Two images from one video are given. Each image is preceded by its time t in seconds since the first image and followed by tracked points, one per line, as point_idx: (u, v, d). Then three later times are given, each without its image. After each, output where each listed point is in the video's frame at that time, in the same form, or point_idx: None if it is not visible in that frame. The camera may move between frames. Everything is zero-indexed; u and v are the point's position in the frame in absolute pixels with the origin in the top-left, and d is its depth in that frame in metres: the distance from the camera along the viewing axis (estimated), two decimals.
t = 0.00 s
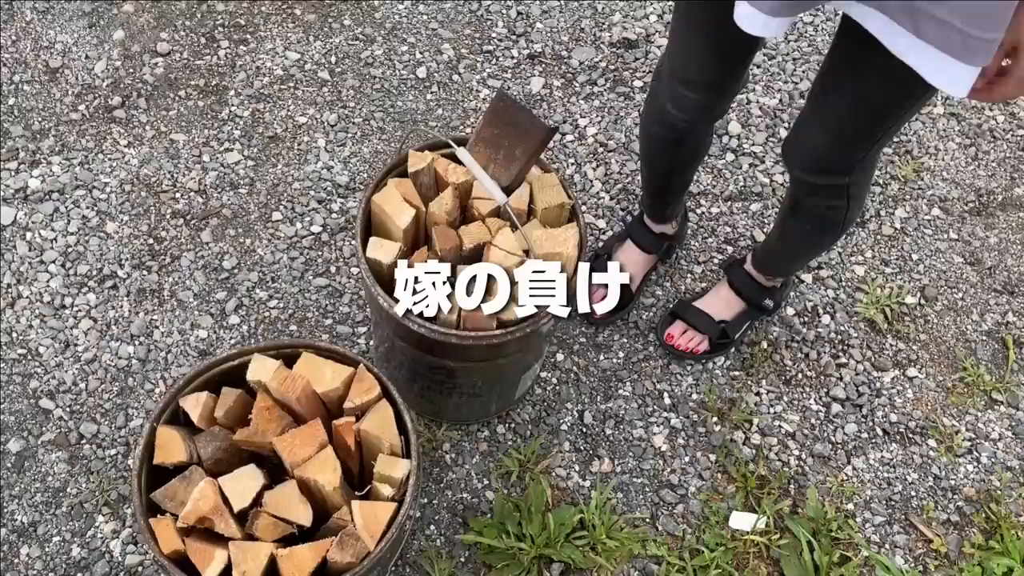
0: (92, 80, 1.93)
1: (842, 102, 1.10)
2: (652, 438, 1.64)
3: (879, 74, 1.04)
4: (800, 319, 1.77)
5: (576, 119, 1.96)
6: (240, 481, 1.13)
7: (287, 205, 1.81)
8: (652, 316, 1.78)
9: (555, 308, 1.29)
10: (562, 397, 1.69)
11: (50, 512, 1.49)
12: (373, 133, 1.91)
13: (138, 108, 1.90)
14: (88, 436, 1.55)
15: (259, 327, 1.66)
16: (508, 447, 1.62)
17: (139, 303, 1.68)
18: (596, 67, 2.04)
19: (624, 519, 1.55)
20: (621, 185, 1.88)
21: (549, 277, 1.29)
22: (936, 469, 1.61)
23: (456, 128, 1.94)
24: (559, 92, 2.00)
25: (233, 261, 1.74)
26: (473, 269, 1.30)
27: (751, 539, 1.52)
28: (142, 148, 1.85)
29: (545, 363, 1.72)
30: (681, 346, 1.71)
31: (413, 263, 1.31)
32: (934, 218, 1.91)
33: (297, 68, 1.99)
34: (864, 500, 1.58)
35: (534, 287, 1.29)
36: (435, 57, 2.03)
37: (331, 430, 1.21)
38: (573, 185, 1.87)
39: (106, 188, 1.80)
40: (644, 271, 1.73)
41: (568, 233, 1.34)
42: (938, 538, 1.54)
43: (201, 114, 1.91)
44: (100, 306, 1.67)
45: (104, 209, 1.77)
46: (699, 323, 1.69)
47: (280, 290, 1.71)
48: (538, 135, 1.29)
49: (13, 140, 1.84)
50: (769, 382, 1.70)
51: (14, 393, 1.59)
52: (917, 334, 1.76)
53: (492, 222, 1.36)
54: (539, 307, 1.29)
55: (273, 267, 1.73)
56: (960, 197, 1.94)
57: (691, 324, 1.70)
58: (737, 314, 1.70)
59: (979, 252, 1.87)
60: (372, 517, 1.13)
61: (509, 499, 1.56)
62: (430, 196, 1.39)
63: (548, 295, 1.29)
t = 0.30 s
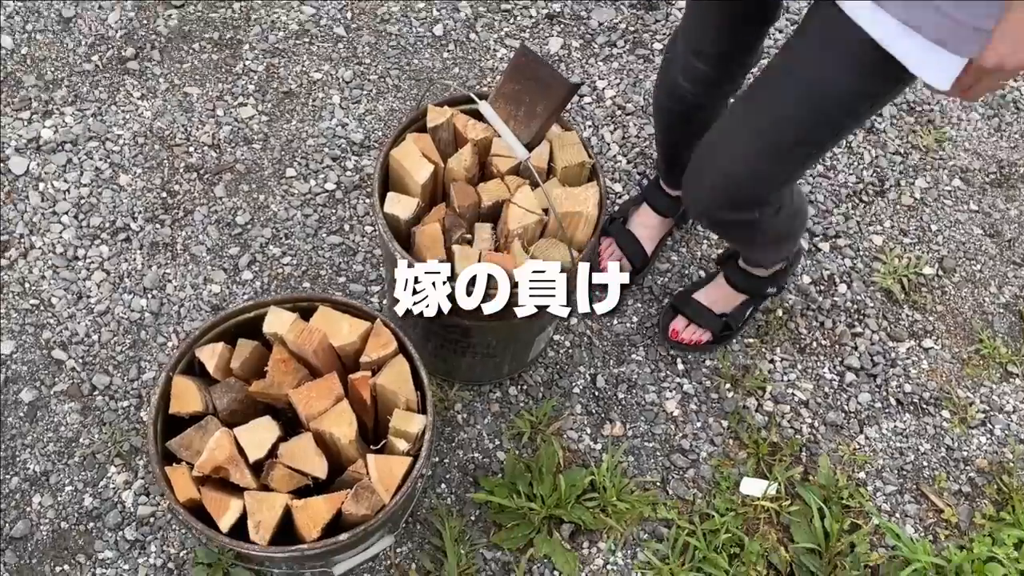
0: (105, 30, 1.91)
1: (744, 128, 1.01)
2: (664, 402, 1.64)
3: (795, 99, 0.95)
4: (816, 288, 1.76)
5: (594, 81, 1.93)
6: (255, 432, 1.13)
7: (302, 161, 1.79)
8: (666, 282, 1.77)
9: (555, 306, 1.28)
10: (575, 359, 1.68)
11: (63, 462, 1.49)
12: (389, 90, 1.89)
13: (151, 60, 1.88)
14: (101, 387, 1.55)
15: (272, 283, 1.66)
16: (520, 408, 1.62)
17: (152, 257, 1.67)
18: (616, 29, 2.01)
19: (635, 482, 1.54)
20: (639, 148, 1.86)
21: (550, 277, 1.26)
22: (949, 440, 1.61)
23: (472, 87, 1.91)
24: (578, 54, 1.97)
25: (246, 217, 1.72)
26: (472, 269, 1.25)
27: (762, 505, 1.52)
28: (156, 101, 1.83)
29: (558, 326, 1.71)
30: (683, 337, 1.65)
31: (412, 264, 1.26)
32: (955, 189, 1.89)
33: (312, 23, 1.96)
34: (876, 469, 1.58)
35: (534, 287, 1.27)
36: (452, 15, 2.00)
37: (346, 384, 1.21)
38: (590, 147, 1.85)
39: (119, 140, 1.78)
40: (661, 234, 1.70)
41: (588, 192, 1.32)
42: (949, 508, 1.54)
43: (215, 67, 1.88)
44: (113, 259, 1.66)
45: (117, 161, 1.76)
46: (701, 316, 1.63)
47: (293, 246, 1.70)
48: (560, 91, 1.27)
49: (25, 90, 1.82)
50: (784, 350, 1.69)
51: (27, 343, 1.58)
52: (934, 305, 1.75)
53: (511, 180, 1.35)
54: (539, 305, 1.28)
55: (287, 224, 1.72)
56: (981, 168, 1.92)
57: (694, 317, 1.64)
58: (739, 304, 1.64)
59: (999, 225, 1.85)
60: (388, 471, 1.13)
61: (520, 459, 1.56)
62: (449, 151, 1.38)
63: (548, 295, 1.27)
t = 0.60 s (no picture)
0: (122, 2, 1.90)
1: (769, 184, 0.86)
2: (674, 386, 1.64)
3: (803, 157, 0.82)
4: (830, 275, 1.76)
5: (611, 63, 1.92)
6: (268, 404, 1.14)
7: (316, 137, 1.79)
8: (679, 266, 1.76)
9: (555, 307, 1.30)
10: (586, 341, 1.68)
11: (75, 431, 1.50)
12: (404, 68, 1.88)
13: (167, 32, 1.87)
14: (113, 357, 1.56)
15: (285, 258, 1.66)
16: (530, 388, 1.62)
17: (166, 229, 1.67)
18: (634, 10, 2.00)
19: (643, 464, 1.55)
20: (654, 131, 1.85)
21: (549, 277, 1.26)
22: (958, 431, 1.61)
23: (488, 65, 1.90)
24: (595, 34, 1.96)
25: (260, 191, 1.72)
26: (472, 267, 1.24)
27: (769, 490, 1.52)
28: (171, 73, 1.83)
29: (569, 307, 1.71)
30: (529, 501, 1.45)
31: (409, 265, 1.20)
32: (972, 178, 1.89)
33: None
34: (884, 457, 1.58)
35: (536, 288, 1.28)
36: None
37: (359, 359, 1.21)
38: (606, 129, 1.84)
39: (134, 112, 1.78)
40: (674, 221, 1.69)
41: (604, 172, 1.32)
42: (957, 497, 1.54)
43: (231, 41, 1.88)
44: (126, 230, 1.67)
45: (132, 132, 1.76)
46: (555, 485, 1.43)
47: (306, 222, 1.70)
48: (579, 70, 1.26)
49: (41, 59, 1.82)
50: (795, 335, 1.69)
51: (41, 312, 1.59)
52: (947, 295, 1.74)
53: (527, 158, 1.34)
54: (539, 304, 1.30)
55: (300, 199, 1.72)
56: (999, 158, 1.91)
57: (547, 481, 1.44)
58: (600, 492, 1.42)
59: (1015, 216, 1.84)
60: (399, 446, 1.13)
61: (528, 439, 1.56)
62: (465, 129, 1.37)
63: (548, 295, 1.28)
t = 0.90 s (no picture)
0: None
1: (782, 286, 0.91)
2: (687, 377, 1.63)
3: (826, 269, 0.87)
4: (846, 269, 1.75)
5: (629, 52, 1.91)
6: (282, 385, 1.14)
7: (332, 121, 1.78)
8: (695, 257, 1.75)
9: (554, 307, 1.33)
10: (599, 331, 1.67)
11: (88, 410, 1.50)
12: (421, 54, 1.87)
13: (185, 14, 1.87)
14: (127, 338, 1.56)
15: (299, 242, 1.66)
16: (542, 376, 1.61)
17: (181, 211, 1.67)
18: None
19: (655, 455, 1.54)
20: (672, 122, 1.84)
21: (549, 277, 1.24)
22: (973, 428, 1.60)
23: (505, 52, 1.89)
24: (613, 23, 1.94)
25: (275, 174, 1.72)
26: (474, 267, 1.25)
27: (782, 484, 1.51)
28: (188, 55, 1.82)
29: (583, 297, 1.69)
30: (531, 507, 1.45)
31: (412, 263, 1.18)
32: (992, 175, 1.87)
33: None
34: (898, 453, 1.57)
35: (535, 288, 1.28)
36: None
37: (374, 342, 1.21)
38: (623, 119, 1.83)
39: (151, 93, 1.78)
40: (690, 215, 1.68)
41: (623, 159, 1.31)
42: (971, 495, 1.53)
43: (249, 24, 1.87)
44: (142, 212, 1.67)
45: (149, 114, 1.75)
46: (558, 494, 1.42)
47: (321, 207, 1.69)
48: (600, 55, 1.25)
49: (59, 39, 1.82)
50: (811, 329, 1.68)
51: (55, 291, 1.59)
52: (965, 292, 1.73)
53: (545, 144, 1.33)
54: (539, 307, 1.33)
55: (315, 183, 1.71)
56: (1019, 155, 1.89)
57: (550, 489, 1.44)
58: (604, 504, 1.42)
59: None
60: (413, 430, 1.13)
61: (541, 428, 1.56)
62: (483, 114, 1.36)
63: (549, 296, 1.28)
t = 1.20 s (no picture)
0: None
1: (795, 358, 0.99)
2: (699, 373, 1.64)
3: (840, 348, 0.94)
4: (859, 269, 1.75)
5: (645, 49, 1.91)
6: (298, 373, 1.15)
7: (348, 114, 1.79)
8: (708, 254, 1.75)
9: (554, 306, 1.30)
10: (611, 326, 1.66)
11: (103, 397, 1.51)
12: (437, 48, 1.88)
13: (204, 7, 1.88)
14: (143, 326, 1.57)
15: (314, 234, 1.67)
16: (554, 370, 1.61)
17: (198, 201, 1.68)
18: None
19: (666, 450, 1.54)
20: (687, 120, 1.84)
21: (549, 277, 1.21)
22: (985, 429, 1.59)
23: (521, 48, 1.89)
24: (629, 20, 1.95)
25: (291, 166, 1.73)
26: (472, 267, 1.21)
27: (793, 481, 1.51)
28: (206, 47, 1.84)
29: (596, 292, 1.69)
30: (540, 502, 1.45)
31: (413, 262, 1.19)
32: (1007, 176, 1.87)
33: None
34: (910, 452, 1.56)
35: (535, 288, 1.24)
36: None
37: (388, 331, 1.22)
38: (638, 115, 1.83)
39: (169, 84, 1.79)
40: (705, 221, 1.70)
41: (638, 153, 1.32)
42: (982, 495, 1.53)
43: (267, 17, 1.88)
44: (159, 201, 1.68)
45: (167, 104, 1.77)
46: (567, 489, 1.43)
47: (336, 199, 1.70)
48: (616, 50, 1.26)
49: (79, 30, 1.83)
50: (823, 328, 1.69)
51: (72, 279, 1.60)
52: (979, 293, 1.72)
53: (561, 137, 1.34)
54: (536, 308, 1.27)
55: (331, 176, 1.72)
56: None
57: (560, 484, 1.44)
58: (613, 500, 1.42)
59: None
60: (426, 418, 1.14)
61: (552, 422, 1.56)
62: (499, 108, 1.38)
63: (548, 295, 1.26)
